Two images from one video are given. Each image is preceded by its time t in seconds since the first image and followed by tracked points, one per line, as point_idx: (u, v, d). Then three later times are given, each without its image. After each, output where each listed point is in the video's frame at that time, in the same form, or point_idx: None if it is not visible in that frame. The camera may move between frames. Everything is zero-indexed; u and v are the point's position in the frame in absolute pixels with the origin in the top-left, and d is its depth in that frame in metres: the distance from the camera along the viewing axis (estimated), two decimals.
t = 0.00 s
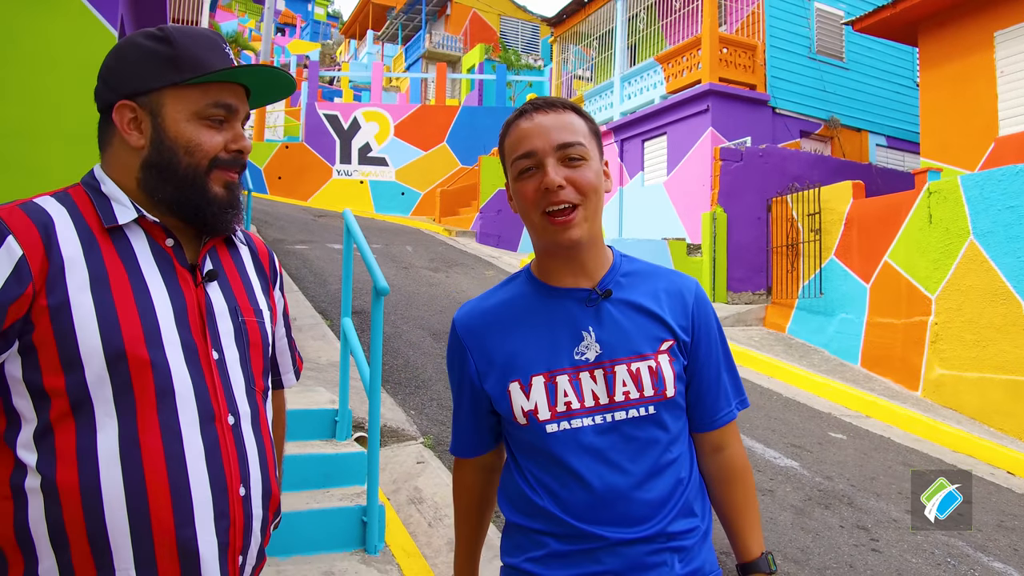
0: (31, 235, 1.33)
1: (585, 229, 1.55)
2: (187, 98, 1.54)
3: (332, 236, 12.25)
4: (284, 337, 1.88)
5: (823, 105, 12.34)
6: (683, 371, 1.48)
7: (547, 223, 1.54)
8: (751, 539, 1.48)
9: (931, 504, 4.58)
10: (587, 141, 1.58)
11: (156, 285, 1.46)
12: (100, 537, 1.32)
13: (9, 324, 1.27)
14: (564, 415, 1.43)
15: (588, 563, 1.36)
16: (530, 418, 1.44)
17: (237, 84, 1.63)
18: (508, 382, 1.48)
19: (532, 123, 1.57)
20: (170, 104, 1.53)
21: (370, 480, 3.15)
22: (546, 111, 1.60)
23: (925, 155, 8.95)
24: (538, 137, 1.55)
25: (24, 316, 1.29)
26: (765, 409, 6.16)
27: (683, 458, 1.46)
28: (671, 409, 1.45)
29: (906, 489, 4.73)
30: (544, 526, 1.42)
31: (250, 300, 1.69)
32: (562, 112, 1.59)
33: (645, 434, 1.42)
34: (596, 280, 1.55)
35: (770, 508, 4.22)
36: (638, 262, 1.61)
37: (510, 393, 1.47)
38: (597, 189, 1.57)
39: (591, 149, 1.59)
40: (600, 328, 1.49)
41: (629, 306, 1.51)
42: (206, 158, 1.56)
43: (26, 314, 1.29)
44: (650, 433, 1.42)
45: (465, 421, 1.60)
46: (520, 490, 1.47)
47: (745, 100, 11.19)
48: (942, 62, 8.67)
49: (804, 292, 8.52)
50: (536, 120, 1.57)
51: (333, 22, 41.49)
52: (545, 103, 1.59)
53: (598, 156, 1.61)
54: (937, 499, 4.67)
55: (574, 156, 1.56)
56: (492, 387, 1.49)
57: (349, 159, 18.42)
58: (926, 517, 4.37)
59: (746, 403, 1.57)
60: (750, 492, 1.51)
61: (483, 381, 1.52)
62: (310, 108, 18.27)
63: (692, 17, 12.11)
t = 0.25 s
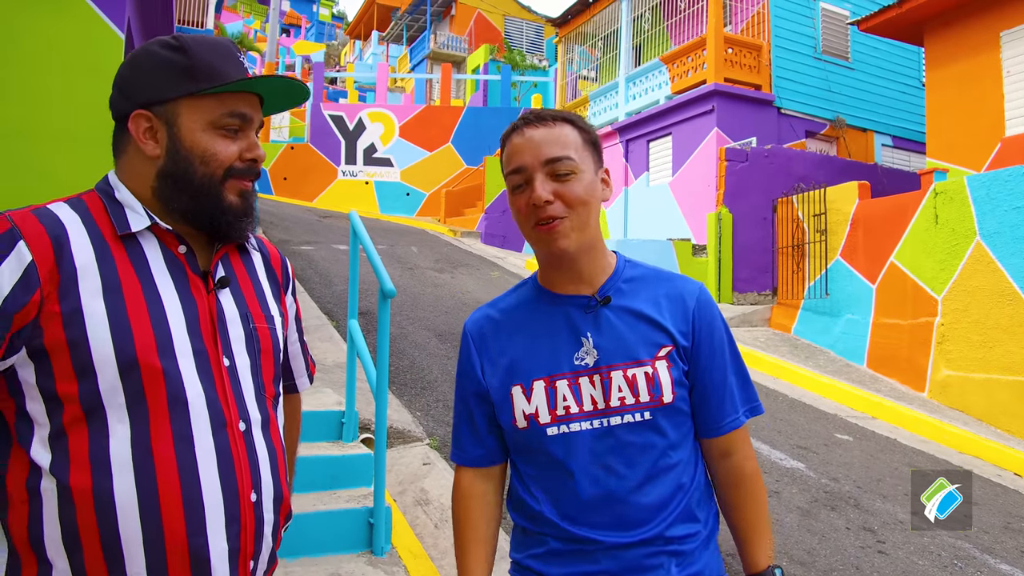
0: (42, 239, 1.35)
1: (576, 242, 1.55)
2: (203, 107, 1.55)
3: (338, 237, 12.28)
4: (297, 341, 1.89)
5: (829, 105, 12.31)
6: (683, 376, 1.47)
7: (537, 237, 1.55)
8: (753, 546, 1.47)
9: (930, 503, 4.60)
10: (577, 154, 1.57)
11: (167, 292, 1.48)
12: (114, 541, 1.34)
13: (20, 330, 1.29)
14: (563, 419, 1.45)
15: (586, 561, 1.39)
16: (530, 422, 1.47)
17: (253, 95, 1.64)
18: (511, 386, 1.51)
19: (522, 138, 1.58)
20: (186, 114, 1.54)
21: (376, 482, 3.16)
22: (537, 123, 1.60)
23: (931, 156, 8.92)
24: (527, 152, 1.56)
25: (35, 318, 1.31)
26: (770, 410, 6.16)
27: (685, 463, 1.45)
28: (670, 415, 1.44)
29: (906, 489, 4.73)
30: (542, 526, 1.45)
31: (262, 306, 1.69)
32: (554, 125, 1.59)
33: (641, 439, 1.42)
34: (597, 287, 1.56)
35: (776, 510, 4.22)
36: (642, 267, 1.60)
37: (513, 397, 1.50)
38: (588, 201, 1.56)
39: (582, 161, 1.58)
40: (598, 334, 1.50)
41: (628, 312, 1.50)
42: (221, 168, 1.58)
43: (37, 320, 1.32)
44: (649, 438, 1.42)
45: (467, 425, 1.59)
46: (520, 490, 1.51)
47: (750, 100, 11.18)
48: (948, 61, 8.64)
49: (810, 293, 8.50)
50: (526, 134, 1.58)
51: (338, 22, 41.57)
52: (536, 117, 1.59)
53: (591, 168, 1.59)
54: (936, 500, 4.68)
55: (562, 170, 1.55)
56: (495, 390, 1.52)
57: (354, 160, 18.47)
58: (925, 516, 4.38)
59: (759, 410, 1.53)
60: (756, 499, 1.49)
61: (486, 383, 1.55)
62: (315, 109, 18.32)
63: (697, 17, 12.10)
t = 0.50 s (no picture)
0: (56, 236, 1.38)
1: (565, 243, 1.55)
2: (218, 110, 1.58)
3: (344, 237, 12.33)
4: (309, 341, 1.89)
5: (835, 105, 12.29)
6: (686, 380, 1.45)
7: (529, 235, 1.58)
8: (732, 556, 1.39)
9: (931, 504, 4.60)
10: (575, 157, 1.56)
11: (178, 293, 1.49)
12: (125, 538, 1.36)
13: (32, 328, 1.32)
14: (565, 418, 1.47)
15: (586, 561, 1.42)
16: (534, 420, 1.49)
17: (266, 97, 1.66)
18: (517, 384, 1.54)
19: (527, 139, 1.61)
20: (200, 117, 1.57)
21: (384, 482, 3.18)
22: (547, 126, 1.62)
23: (938, 155, 8.89)
24: (526, 153, 1.59)
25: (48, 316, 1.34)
26: (777, 411, 6.16)
27: (688, 467, 1.44)
28: (671, 418, 1.43)
29: (907, 489, 4.73)
30: (545, 525, 1.47)
31: (272, 308, 1.69)
32: (560, 128, 1.60)
33: (643, 442, 1.42)
34: (599, 289, 1.56)
35: (782, 511, 4.23)
36: (651, 270, 1.59)
37: (518, 394, 1.52)
38: (582, 203, 1.54)
39: (580, 164, 1.56)
40: (602, 336, 1.50)
41: (633, 315, 1.50)
42: (234, 171, 1.60)
43: (50, 319, 1.35)
44: (650, 441, 1.42)
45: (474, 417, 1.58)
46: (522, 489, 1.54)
47: (756, 100, 11.17)
48: (955, 60, 8.62)
49: (816, 293, 8.49)
50: (530, 136, 1.61)
51: (343, 22, 41.66)
52: (546, 120, 1.62)
53: (591, 172, 1.58)
54: (937, 500, 4.67)
55: (557, 172, 1.56)
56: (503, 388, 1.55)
57: (360, 160, 18.52)
58: (926, 517, 4.37)
59: (767, 418, 1.47)
60: (748, 505, 1.42)
61: (496, 375, 1.57)
62: (321, 110, 18.38)
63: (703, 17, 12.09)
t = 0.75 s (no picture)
0: (62, 231, 1.37)
1: (573, 240, 1.58)
2: (224, 110, 1.58)
3: (349, 237, 12.37)
4: (316, 339, 1.89)
5: (841, 104, 12.25)
6: (695, 385, 1.46)
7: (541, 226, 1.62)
8: (740, 562, 1.38)
9: (931, 504, 4.59)
10: (596, 157, 1.58)
11: (183, 292, 1.49)
12: (129, 535, 1.36)
13: (34, 322, 1.31)
14: (572, 416, 1.49)
15: (588, 561, 1.43)
16: (541, 416, 1.52)
17: (268, 98, 1.65)
18: (527, 379, 1.57)
19: (553, 133, 1.64)
20: (206, 117, 1.57)
21: (390, 481, 3.20)
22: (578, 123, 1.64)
23: (944, 154, 8.86)
24: (550, 146, 1.62)
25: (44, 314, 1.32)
26: (782, 410, 6.16)
27: (694, 471, 1.45)
28: (678, 423, 1.44)
29: (907, 489, 4.73)
30: (549, 522, 1.50)
31: (275, 306, 1.69)
32: (588, 126, 1.62)
33: (647, 443, 1.44)
34: (611, 290, 1.58)
35: (788, 510, 4.23)
36: (669, 274, 1.59)
37: (528, 389, 1.56)
38: (595, 203, 1.56)
39: (600, 165, 1.58)
40: (613, 336, 1.52)
41: (644, 317, 1.51)
42: (239, 170, 1.60)
43: (51, 313, 1.33)
44: (654, 443, 1.44)
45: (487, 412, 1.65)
46: (530, 485, 1.57)
47: (761, 99, 11.16)
48: (961, 59, 8.58)
49: (822, 293, 8.47)
50: (557, 131, 1.64)
51: (348, 23, 41.75)
52: (577, 116, 1.64)
53: (611, 174, 1.58)
54: (936, 500, 4.67)
55: (576, 169, 1.58)
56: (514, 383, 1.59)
57: (365, 160, 18.58)
58: (925, 517, 4.36)
59: (778, 426, 1.47)
60: (753, 513, 1.41)
61: (507, 373, 1.62)
62: (327, 110, 18.44)
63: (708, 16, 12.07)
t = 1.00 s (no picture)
0: (59, 227, 1.38)
1: (584, 231, 1.57)
2: (217, 104, 1.57)
3: (354, 237, 12.39)
4: (313, 338, 1.90)
5: (846, 103, 12.22)
6: (709, 389, 1.45)
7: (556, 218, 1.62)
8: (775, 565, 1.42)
9: (931, 504, 4.59)
10: (613, 150, 1.57)
11: (181, 292, 1.49)
12: (129, 535, 1.37)
13: (31, 319, 1.31)
14: (581, 415, 1.50)
15: (594, 562, 1.44)
16: (552, 412, 1.54)
17: (258, 87, 1.63)
18: (540, 374, 1.58)
19: (575, 127, 1.65)
20: (201, 110, 1.56)
21: (395, 481, 3.21)
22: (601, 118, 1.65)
23: (950, 153, 8.83)
24: (570, 139, 1.63)
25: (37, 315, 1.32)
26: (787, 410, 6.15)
27: (705, 477, 1.44)
28: (689, 428, 1.44)
29: (907, 488, 4.72)
30: (558, 518, 1.52)
31: (274, 305, 1.70)
32: (609, 120, 1.62)
33: (657, 447, 1.44)
34: (627, 288, 1.56)
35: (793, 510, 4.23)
36: (689, 275, 1.56)
37: (541, 384, 1.57)
38: (609, 195, 1.55)
39: (617, 157, 1.57)
40: (627, 335, 1.51)
41: (660, 318, 1.50)
42: (236, 163, 1.59)
43: (46, 310, 1.33)
44: (662, 446, 1.44)
45: (504, 401, 1.70)
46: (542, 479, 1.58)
47: (766, 98, 11.14)
48: (967, 58, 8.55)
49: (827, 292, 8.45)
50: (579, 124, 1.65)
51: (352, 23, 41.79)
52: (600, 110, 1.65)
53: (628, 167, 1.57)
54: (937, 500, 4.66)
55: (592, 161, 1.58)
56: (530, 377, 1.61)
57: (369, 160, 18.62)
58: (925, 517, 4.36)
59: (796, 433, 1.49)
60: (780, 525, 1.43)
61: (522, 366, 1.64)
62: (331, 110, 18.47)
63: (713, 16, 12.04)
